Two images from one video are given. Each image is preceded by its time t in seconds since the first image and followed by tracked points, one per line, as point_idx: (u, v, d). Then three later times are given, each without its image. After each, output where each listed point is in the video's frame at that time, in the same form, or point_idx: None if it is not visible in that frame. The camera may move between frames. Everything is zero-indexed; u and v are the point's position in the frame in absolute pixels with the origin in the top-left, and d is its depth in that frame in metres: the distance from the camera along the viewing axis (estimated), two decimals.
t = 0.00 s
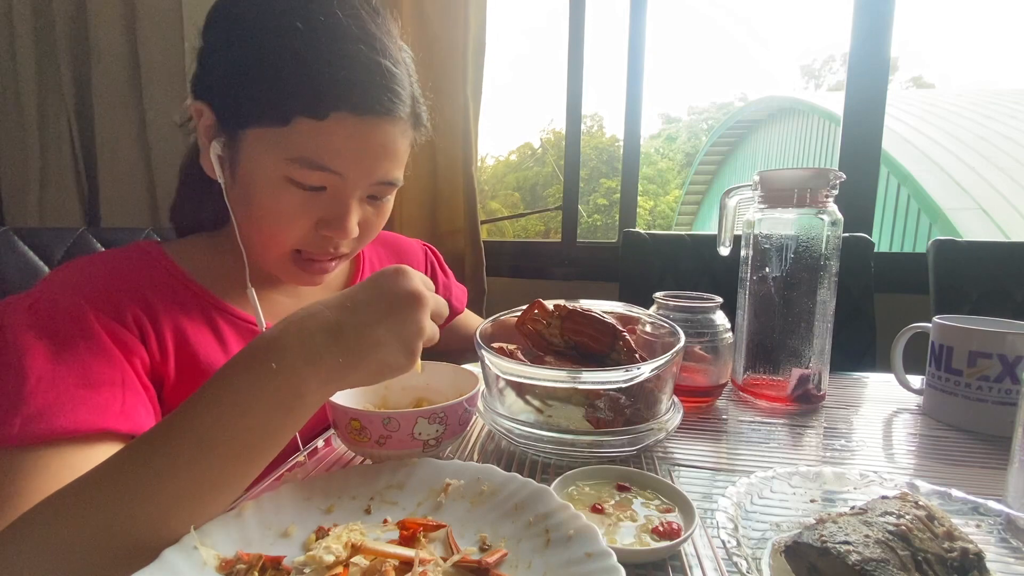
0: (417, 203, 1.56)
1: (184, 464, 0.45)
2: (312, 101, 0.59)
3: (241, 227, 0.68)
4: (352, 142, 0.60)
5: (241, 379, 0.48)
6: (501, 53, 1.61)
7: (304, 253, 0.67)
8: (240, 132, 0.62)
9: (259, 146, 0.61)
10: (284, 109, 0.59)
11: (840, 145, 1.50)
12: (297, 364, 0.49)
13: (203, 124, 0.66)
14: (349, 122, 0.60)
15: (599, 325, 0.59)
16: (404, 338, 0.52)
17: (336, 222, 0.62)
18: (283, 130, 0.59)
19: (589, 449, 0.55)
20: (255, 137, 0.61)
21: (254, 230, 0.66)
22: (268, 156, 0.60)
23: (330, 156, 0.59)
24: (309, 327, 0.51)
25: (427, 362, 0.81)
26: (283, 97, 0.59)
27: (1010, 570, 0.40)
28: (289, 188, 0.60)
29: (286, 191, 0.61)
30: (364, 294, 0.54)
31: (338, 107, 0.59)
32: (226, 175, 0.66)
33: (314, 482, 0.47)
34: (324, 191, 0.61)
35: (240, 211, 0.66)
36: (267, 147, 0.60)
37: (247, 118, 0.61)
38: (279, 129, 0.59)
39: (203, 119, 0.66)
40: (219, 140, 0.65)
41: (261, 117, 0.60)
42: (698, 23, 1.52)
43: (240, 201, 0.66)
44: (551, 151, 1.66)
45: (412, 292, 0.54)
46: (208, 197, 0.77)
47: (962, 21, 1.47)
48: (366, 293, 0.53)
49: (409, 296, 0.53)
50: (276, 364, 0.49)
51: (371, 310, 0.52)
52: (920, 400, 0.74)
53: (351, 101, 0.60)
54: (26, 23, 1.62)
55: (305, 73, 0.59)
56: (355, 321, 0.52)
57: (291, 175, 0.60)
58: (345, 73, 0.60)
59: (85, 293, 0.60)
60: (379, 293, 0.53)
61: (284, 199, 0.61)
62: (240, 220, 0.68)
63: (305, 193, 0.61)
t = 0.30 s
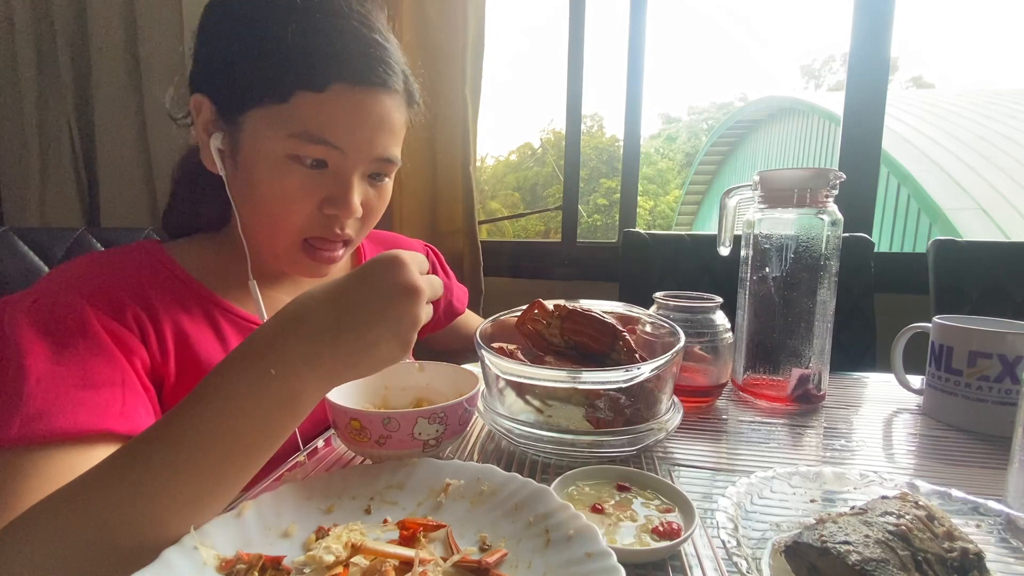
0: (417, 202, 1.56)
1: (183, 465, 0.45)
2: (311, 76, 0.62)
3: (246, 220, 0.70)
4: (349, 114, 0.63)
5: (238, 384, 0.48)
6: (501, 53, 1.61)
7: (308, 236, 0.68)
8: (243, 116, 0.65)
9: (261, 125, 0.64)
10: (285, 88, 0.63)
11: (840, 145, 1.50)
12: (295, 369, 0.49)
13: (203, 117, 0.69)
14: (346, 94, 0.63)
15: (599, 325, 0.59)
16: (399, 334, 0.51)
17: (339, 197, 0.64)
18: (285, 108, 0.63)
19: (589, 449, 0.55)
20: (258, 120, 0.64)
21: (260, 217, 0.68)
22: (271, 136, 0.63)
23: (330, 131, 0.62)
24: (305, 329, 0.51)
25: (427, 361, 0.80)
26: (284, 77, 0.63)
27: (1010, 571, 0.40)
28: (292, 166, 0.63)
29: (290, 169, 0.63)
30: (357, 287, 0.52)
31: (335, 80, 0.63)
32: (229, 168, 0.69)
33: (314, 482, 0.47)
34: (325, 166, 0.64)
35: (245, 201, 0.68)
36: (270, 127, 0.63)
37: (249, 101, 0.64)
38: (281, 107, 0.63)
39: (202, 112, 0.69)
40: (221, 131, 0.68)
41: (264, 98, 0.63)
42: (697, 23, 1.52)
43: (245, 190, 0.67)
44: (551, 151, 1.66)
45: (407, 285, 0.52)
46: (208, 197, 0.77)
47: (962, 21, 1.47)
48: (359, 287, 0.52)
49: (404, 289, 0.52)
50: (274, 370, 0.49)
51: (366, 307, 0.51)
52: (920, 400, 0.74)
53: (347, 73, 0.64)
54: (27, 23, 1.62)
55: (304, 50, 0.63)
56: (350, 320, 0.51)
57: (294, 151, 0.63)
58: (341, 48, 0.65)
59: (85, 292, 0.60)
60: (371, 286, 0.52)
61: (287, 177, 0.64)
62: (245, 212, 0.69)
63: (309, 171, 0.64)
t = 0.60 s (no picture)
0: (417, 202, 1.56)
1: (184, 467, 0.45)
2: (307, 53, 0.64)
3: (248, 208, 0.70)
4: (346, 89, 0.64)
5: (240, 389, 0.48)
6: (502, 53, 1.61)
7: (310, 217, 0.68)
8: (243, 101, 0.66)
9: (261, 107, 0.65)
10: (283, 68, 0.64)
11: (840, 145, 1.50)
12: (297, 373, 0.49)
13: (203, 112, 0.69)
14: (343, 68, 0.65)
15: (599, 325, 0.59)
16: (400, 332, 0.51)
17: (340, 174, 0.65)
18: (284, 87, 0.64)
19: (589, 449, 0.55)
20: (258, 102, 0.65)
21: (262, 202, 0.67)
22: (271, 116, 0.64)
23: (330, 107, 0.64)
24: (305, 332, 0.50)
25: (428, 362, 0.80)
26: (282, 57, 0.64)
27: (1010, 570, 0.40)
28: (293, 144, 0.64)
29: (291, 147, 0.64)
30: (358, 289, 0.51)
31: (330, 56, 0.65)
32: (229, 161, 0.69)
33: (314, 482, 0.47)
34: (325, 144, 0.64)
35: (247, 187, 0.68)
36: (271, 106, 0.64)
37: (248, 87, 0.65)
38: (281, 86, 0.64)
39: (202, 107, 0.69)
40: (220, 123, 0.68)
41: (263, 80, 0.65)
42: (697, 23, 1.52)
43: (247, 175, 0.67)
44: (551, 151, 1.66)
45: (410, 285, 0.51)
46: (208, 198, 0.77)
47: (962, 21, 1.47)
48: (360, 289, 0.51)
49: (407, 289, 0.51)
50: (276, 377, 0.48)
51: (369, 310, 0.51)
52: (920, 400, 0.74)
53: (342, 48, 0.65)
54: (26, 23, 1.62)
55: (298, 29, 0.65)
56: (351, 321, 0.50)
57: (294, 130, 0.64)
58: (333, 28, 0.66)
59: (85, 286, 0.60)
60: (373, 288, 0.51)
61: (288, 157, 0.64)
62: (247, 200, 0.69)
63: (310, 148, 0.64)
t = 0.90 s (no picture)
0: (417, 202, 1.56)
1: (186, 467, 0.45)
2: (306, 40, 0.65)
3: (249, 199, 0.69)
4: (345, 72, 0.65)
5: (244, 390, 0.47)
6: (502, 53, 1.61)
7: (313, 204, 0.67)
8: (245, 91, 0.66)
9: (261, 94, 0.65)
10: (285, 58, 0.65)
11: (840, 145, 1.50)
12: (301, 376, 0.49)
13: (203, 111, 0.69)
14: (341, 53, 0.66)
15: (599, 325, 0.59)
16: (403, 334, 0.52)
17: (342, 157, 0.65)
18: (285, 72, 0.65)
19: (589, 449, 0.55)
20: (259, 90, 0.65)
21: (264, 192, 0.67)
22: (273, 102, 0.64)
23: (330, 93, 0.64)
24: (309, 335, 0.50)
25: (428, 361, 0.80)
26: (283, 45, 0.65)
27: (1010, 571, 0.40)
28: (294, 128, 0.64)
29: (294, 133, 0.64)
30: (362, 292, 0.51)
31: (329, 44, 0.66)
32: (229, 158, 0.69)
33: (314, 481, 0.47)
34: (326, 127, 0.65)
35: (248, 178, 0.67)
36: (273, 93, 0.65)
37: (248, 78, 0.66)
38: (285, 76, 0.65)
39: (203, 105, 0.70)
40: (221, 120, 0.68)
41: (264, 69, 0.65)
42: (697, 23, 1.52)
43: (248, 165, 0.67)
44: (551, 151, 1.66)
45: (414, 288, 0.52)
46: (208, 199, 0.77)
47: (962, 22, 1.47)
48: (364, 293, 0.51)
49: (411, 292, 0.51)
50: (280, 380, 0.48)
51: (373, 313, 0.50)
52: (920, 401, 0.74)
53: (339, 36, 0.66)
54: (26, 23, 1.62)
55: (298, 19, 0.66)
56: (355, 324, 0.50)
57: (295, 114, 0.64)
58: (331, 23, 0.67)
59: (84, 281, 0.60)
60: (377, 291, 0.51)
61: (290, 140, 0.64)
62: (248, 191, 0.68)
63: (313, 134, 0.64)
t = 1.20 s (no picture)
0: (417, 203, 1.56)
1: (187, 466, 0.45)
2: (310, 42, 0.65)
3: (252, 198, 0.69)
4: (351, 75, 0.65)
5: (245, 390, 0.48)
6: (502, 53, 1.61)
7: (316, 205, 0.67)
8: (250, 92, 0.66)
9: (266, 95, 0.65)
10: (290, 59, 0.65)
11: (840, 145, 1.50)
12: (302, 377, 0.49)
13: (206, 111, 0.69)
14: (347, 56, 0.66)
15: (599, 325, 0.59)
16: (405, 338, 0.51)
17: (346, 159, 0.64)
18: (291, 73, 0.65)
19: (589, 449, 0.55)
20: (265, 90, 0.65)
21: (268, 192, 0.67)
22: (278, 104, 0.64)
23: (336, 97, 0.64)
24: (311, 336, 0.50)
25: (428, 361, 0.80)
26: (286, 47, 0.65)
27: (1010, 570, 0.40)
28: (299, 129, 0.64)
29: (298, 135, 0.64)
30: (365, 294, 0.50)
31: (334, 47, 0.65)
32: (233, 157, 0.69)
33: (314, 481, 0.47)
34: (331, 129, 0.64)
35: (251, 176, 0.67)
36: (279, 95, 0.64)
37: (251, 79, 0.66)
38: (288, 78, 0.64)
39: (205, 105, 0.69)
40: (224, 119, 0.68)
41: (269, 70, 0.65)
42: (697, 24, 1.52)
43: (252, 164, 0.67)
44: (551, 151, 1.66)
45: (417, 291, 0.51)
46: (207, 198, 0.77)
47: (962, 21, 1.47)
48: (367, 295, 0.50)
49: (414, 295, 0.51)
50: (281, 380, 0.48)
51: (375, 314, 0.50)
52: (920, 401, 0.74)
53: (339, 36, 0.66)
54: (26, 23, 1.62)
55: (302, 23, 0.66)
56: (357, 328, 0.50)
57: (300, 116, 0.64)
58: (332, 25, 0.67)
59: (85, 281, 0.60)
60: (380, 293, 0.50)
61: (294, 142, 0.64)
62: (251, 190, 0.69)
63: (317, 138, 0.64)
